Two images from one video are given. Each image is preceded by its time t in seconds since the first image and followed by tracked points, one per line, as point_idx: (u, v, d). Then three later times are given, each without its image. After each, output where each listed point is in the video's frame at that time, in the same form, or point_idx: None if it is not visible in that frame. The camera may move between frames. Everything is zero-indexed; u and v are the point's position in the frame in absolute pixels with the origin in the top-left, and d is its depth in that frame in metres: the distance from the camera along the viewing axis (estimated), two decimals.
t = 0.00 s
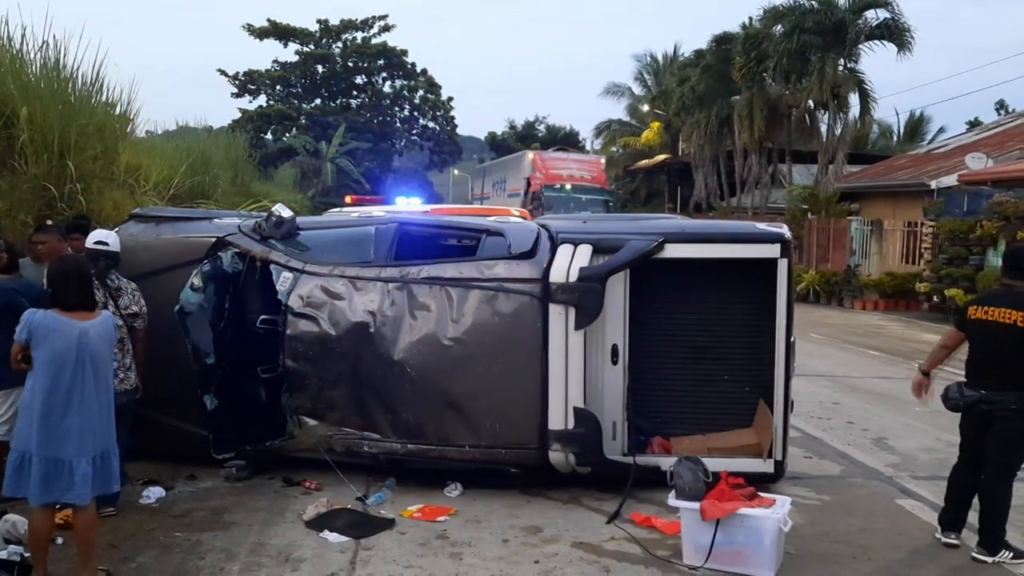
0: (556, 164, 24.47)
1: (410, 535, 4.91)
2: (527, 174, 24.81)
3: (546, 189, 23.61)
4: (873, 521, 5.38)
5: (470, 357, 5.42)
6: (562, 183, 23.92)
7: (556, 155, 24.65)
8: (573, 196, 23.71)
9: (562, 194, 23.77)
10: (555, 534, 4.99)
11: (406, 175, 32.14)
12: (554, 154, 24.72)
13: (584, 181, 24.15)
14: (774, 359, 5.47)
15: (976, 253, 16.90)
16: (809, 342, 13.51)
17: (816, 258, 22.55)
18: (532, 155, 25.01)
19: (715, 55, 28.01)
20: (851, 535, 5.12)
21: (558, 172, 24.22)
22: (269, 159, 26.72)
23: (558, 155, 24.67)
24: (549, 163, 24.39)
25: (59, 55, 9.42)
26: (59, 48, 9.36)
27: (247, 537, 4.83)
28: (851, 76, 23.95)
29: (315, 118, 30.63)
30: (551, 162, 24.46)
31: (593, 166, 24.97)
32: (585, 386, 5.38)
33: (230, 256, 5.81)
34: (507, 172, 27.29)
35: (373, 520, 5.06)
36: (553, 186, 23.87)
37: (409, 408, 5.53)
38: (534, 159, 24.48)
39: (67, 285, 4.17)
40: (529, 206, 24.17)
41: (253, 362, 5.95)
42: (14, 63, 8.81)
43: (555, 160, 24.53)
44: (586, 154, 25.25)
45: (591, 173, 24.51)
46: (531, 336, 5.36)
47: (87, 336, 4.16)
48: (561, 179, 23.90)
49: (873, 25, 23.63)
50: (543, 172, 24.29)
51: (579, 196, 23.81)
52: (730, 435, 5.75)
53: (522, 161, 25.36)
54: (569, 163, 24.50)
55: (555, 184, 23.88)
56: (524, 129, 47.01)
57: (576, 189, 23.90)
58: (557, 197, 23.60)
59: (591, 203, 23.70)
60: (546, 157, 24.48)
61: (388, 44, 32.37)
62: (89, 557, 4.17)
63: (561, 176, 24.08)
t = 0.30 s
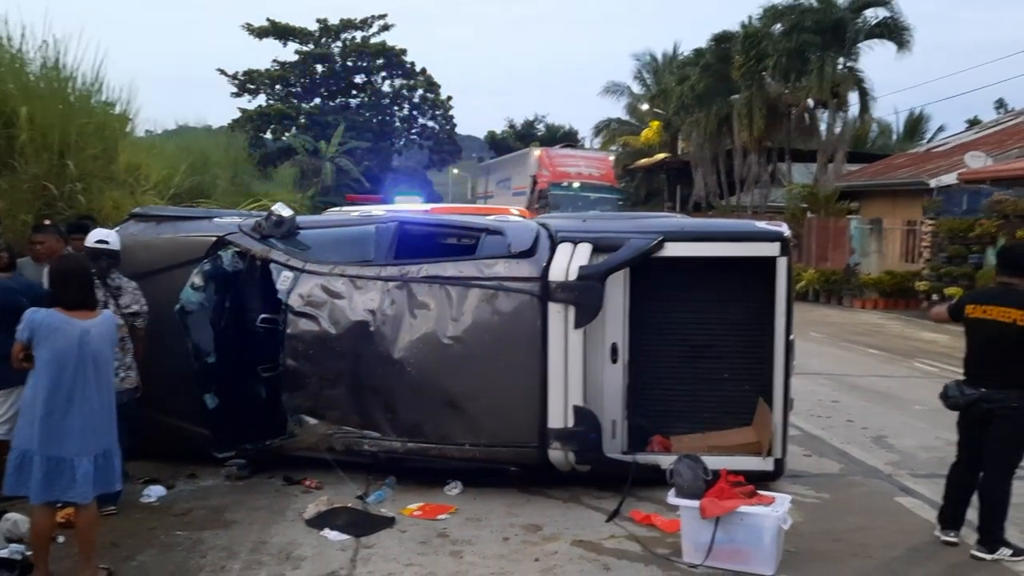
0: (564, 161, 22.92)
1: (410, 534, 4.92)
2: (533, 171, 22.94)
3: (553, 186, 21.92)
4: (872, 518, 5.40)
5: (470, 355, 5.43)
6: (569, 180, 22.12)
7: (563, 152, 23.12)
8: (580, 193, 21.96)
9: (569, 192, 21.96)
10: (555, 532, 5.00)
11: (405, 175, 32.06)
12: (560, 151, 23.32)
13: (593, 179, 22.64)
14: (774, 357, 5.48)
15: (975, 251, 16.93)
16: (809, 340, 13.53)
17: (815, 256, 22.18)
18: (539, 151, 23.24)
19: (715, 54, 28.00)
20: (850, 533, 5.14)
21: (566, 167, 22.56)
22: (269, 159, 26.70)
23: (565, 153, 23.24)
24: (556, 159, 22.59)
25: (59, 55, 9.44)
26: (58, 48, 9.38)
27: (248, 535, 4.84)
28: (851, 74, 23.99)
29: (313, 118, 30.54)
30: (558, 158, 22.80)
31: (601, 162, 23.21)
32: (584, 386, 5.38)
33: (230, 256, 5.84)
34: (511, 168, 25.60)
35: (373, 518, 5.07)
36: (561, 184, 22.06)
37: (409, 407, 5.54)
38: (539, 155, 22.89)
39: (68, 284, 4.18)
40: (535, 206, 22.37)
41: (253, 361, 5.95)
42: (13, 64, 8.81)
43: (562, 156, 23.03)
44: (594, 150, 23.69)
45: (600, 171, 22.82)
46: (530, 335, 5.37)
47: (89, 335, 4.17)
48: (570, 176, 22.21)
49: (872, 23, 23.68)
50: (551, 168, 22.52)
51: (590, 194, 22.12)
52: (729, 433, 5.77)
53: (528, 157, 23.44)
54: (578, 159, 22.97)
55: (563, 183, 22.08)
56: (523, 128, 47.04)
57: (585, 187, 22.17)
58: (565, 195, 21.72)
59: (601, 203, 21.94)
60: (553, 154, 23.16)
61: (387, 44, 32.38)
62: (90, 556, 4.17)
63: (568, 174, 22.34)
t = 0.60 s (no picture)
0: (586, 157, 20.31)
1: (427, 529, 4.94)
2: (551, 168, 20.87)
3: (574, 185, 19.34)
4: (890, 515, 5.38)
5: (485, 353, 5.44)
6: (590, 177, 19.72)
7: (584, 148, 20.51)
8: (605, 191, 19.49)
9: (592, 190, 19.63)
10: (571, 528, 5.01)
11: (419, 174, 32.07)
12: (584, 148, 20.70)
13: (616, 175, 19.95)
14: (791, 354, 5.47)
15: (994, 247, 16.83)
16: (827, 338, 13.47)
17: (832, 252, 22.18)
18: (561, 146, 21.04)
19: (729, 50, 27.97)
20: (867, 529, 5.12)
21: (587, 164, 19.99)
22: (283, 159, 26.78)
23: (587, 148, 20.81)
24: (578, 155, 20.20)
25: (77, 57, 9.54)
26: (77, 50, 9.48)
27: (267, 531, 4.87)
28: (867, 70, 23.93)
29: (328, 117, 30.74)
30: (579, 154, 20.18)
31: (625, 158, 20.30)
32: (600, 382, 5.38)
33: (247, 254, 5.83)
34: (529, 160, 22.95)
35: (390, 514, 5.10)
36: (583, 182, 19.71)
37: (425, 404, 5.56)
38: (560, 152, 20.30)
39: (87, 282, 4.21)
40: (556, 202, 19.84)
41: (271, 358, 6.00)
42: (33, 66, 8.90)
43: (583, 153, 20.41)
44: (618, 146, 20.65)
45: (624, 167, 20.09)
46: (545, 332, 5.39)
47: (109, 332, 4.21)
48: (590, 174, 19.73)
49: (888, 19, 23.67)
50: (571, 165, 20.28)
51: (611, 191, 19.45)
52: (745, 430, 5.77)
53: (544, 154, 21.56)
54: (599, 155, 20.34)
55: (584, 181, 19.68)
56: (537, 127, 47.03)
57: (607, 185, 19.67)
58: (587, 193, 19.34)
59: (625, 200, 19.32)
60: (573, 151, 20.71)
61: (401, 43, 32.44)
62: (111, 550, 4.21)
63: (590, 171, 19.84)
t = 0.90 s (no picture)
0: (650, 155, 19.12)
1: (484, 528, 4.97)
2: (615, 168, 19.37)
3: (640, 184, 18.44)
4: (955, 520, 5.26)
5: (542, 353, 5.45)
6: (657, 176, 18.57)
7: (651, 147, 19.37)
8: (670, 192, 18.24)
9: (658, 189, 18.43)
10: (628, 529, 5.00)
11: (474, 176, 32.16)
12: (648, 144, 19.47)
13: (683, 174, 18.56)
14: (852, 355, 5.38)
15: None
16: (890, 340, 13.19)
17: (895, 252, 21.78)
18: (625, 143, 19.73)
19: (787, 47, 27.57)
20: (932, 534, 5.01)
21: (653, 163, 18.85)
22: (341, 161, 27.08)
23: (652, 146, 19.42)
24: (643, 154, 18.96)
25: (144, 65, 9.81)
26: (143, 59, 9.75)
27: (327, 527, 4.95)
28: (931, 66, 23.40)
29: (385, 121, 31.09)
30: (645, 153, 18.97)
31: (692, 156, 18.97)
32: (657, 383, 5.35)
33: (308, 255, 5.95)
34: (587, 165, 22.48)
35: (447, 512, 5.14)
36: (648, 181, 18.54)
37: (481, 403, 5.59)
38: (624, 150, 19.24)
39: (154, 283, 4.32)
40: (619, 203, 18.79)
41: (329, 357, 6.04)
42: (102, 74, 9.21)
43: (648, 151, 19.29)
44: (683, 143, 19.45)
45: (692, 166, 18.67)
46: (601, 332, 5.37)
47: (176, 332, 4.32)
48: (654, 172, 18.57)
49: (953, 13, 23.14)
50: (636, 164, 18.83)
51: (677, 192, 18.25)
52: (807, 431, 5.67)
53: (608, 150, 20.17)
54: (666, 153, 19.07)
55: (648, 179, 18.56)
56: (592, 127, 46.89)
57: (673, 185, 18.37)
58: (652, 194, 18.29)
59: (693, 199, 18.07)
60: (637, 148, 19.29)
61: (456, 46, 32.59)
62: (179, 542, 4.30)
63: (656, 171, 18.69)
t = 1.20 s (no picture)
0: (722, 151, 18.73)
1: (547, 527, 4.97)
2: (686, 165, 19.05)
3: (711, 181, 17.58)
4: None
5: (605, 353, 5.44)
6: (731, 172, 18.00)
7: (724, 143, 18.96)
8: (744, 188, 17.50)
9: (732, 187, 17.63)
10: (692, 530, 4.95)
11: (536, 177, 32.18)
12: (720, 140, 19.09)
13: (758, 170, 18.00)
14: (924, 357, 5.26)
15: None
16: (964, 341, 12.84)
17: (969, 251, 21.20)
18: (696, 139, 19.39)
19: (855, 43, 26.83)
20: (1008, 541, 4.86)
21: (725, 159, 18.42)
22: (404, 163, 27.33)
23: (725, 143, 18.99)
24: (715, 150, 18.56)
25: (214, 71, 10.05)
26: (213, 65, 9.99)
27: (392, 523, 5.01)
28: (1006, 59, 22.68)
29: (447, 123, 31.28)
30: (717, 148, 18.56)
31: (767, 150, 18.43)
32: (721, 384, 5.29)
33: (373, 256, 6.04)
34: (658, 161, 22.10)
35: (510, 510, 5.16)
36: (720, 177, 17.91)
37: (544, 403, 5.60)
38: (695, 146, 18.93)
39: (226, 283, 4.42)
40: (691, 200, 18.38)
41: (394, 356, 6.14)
42: (174, 81, 9.48)
43: (719, 147, 18.93)
44: (759, 138, 18.93)
45: (766, 161, 18.16)
46: (665, 331, 5.33)
47: (246, 331, 4.41)
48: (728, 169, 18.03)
49: None
50: (709, 160, 18.40)
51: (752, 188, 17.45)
52: (878, 434, 5.55)
53: (679, 146, 19.82)
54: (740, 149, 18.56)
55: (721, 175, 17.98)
56: (653, 127, 46.56)
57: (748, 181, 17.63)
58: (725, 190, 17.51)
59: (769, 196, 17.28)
60: (709, 143, 19.00)
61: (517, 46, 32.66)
62: (250, 535, 4.42)
63: (728, 167, 18.21)
